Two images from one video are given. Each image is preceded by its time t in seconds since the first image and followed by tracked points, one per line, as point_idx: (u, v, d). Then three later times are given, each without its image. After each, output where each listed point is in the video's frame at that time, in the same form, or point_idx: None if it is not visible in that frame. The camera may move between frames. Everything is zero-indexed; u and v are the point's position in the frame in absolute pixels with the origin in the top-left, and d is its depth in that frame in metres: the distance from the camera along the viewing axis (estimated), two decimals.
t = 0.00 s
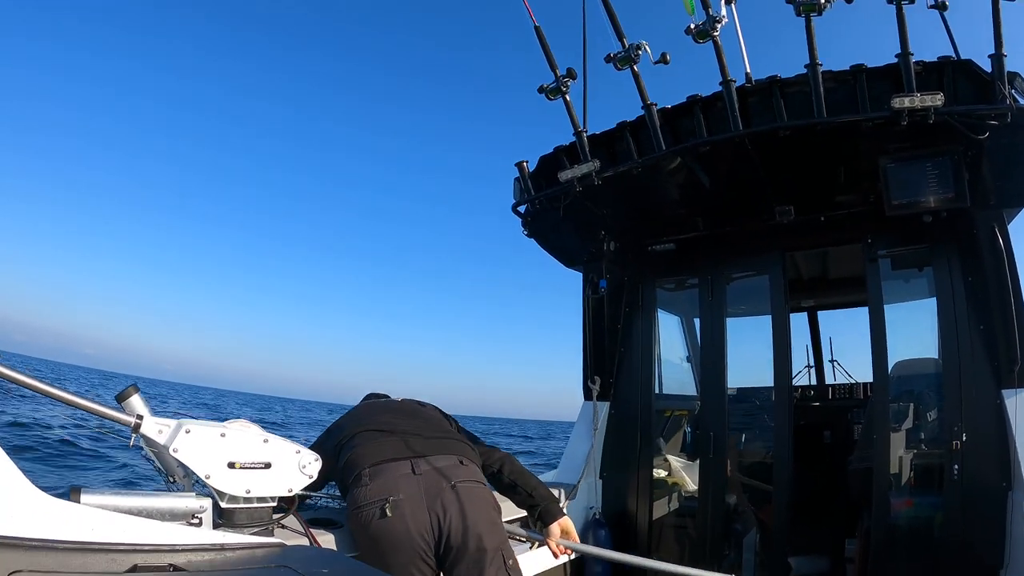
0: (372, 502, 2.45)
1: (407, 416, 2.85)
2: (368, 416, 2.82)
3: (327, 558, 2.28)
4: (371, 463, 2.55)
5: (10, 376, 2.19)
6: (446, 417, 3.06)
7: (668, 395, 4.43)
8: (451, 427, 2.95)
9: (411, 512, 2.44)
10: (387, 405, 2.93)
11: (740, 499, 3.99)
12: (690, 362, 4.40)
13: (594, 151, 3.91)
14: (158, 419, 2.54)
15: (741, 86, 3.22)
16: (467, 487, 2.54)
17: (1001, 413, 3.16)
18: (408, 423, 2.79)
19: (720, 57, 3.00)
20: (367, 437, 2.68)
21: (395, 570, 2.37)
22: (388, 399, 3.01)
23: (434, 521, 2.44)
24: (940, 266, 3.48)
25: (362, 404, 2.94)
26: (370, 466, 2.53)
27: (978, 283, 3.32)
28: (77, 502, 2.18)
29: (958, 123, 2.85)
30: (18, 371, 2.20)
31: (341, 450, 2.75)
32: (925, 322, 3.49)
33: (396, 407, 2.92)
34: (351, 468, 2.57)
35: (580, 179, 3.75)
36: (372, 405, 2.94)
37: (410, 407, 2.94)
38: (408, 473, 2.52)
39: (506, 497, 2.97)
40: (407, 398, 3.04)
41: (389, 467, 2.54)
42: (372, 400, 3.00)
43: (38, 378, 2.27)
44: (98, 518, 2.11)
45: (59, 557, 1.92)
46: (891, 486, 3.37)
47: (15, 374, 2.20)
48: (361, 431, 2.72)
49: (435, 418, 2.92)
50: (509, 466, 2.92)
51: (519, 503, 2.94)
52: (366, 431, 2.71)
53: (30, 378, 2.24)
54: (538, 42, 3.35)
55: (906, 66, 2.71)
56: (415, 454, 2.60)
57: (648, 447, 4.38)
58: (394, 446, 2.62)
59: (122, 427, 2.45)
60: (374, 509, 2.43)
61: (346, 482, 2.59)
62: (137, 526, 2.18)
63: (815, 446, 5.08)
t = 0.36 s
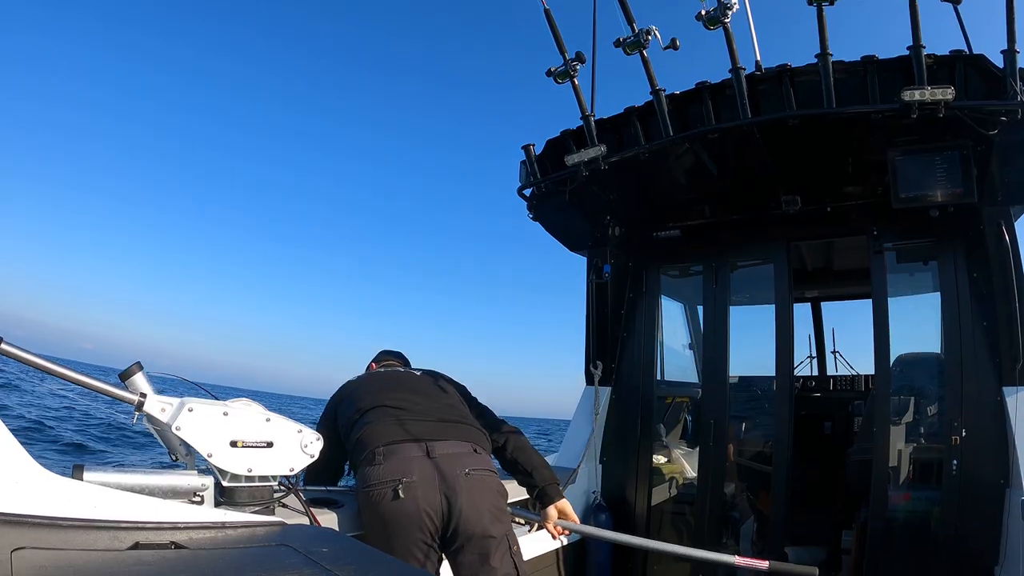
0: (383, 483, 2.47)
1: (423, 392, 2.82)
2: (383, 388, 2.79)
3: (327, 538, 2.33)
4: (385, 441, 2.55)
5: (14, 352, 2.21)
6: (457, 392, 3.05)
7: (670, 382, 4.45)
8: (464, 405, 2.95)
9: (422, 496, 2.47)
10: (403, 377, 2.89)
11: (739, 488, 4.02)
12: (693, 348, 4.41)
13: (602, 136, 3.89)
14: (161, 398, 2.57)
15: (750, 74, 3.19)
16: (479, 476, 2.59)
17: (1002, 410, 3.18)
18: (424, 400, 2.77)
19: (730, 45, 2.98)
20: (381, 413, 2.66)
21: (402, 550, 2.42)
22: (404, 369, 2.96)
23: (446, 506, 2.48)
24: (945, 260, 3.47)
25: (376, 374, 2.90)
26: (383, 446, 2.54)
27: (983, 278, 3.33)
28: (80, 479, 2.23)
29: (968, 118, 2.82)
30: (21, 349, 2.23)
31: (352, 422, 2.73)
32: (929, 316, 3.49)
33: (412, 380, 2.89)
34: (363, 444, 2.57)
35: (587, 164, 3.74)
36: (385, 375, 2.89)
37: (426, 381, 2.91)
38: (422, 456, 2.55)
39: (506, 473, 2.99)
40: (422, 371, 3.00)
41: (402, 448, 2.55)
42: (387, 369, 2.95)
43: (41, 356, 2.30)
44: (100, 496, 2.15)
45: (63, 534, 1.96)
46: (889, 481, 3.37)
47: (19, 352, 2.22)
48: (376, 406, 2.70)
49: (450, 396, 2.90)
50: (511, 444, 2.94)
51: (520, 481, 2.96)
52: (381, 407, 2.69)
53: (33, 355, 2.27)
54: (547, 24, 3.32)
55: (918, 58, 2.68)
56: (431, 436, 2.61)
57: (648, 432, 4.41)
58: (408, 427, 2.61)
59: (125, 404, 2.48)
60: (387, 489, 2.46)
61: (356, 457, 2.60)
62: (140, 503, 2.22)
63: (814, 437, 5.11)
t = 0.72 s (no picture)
0: (382, 490, 2.49)
1: (434, 388, 2.72)
2: (392, 385, 2.71)
3: (331, 544, 2.32)
4: (387, 448, 2.55)
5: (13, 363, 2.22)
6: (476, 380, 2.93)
7: (670, 379, 4.45)
8: (478, 398, 2.83)
9: (420, 505, 2.45)
10: (415, 369, 2.79)
11: (742, 482, 4.03)
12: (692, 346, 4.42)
13: (596, 135, 3.89)
14: (162, 407, 2.58)
15: (744, 70, 3.19)
16: (482, 485, 2.53)
17: (1003, 399, 3.18)
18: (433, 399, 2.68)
19: (722, 41, 2.98)
20: (385, 417, 2.64)
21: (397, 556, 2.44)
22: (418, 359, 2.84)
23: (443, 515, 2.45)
24: (942, 252, 3.48)
25: (387, 366, 2.81)
26: (384, 453, 2.54)
27: (981, 268, 3.34)
28: (82, 490, 2.22)
29: (961, 109, 2.82)
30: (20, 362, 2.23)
31: (360, 420, 2.73)
32: (927, 308, 3.49)
33: (423, 372, 2.78)
34: (367, 448, 2.59)
35: (582, 164, 3.74)
36: (397, 367, 2.80)
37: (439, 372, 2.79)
38: (424, 464, 2.51)
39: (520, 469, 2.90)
40: (439, 359, 2.88)
41: (402, 455, 2.53)
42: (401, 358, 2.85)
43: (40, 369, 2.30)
44: (103, 507, 2.14)
45: (67, 546, 1.95)
46: (892, 472, 3.38)
47: (18, 365, 2.23)
48: (382, 408, 2.67)
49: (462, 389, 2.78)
50: (533, 444, 2.83)
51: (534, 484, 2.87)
52: (386, 410, 2.65)
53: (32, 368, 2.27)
54: (539, 25, 3.33)
55: (911, 50, 2.68)
56: (434, 443, 2.57)
57: (649, 430, 4.42)
58: (410, 433, 2.58)
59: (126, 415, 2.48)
60: (387, 495, 2.47)
61: (361, 459, 2.63)
62: (143, 514, 2.21)
63: (816, 430, 5.12)
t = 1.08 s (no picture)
0: (384, 517, 2.44)
1: (443, 406, 2.56)
2: (401, 399, 2.60)
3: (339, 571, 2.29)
4: (390, 473, 2.49)
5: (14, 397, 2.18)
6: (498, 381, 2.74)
7: (673, 394, 4.42)
8: (493, 414, 2.65)
9: (420, 536, 2.39)
10: (426, 381, 2.62)
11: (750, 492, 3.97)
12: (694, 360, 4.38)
13: (589, 152, 3.91)
14: (164, 440, 2.54)
15: (733, 80, 3.22)
16: (485, 516, 2.42)
17: (1009, 395, 3.14)
18: (440, 419, 2.54)
19: (710, 53, 3.01)
20: (390, 437, 2.56)
21: None
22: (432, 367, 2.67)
23: (443, 546, 2.38)
24: (939, 252, 3.47)
25: (400, 375, 2.66)
26: (387, 478, 2.49)
27: (979, 265, 3.33)
28: (87, 525, 2.17)
29: (950, 108, 2.85)
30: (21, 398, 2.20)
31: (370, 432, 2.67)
32: (927, 308, 3.49)
33: (435, 385, 2.61)
34: (373, 470, 2.54)
35: (577, 181, 3.75)
36: (408, 377, 2.65)
37: (452, 385, 2.61)
38: (427, 492, 2.43)
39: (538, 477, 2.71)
40: (455, 367, 2.68)
41: (405, 482, 2.46)
42: (415, 364, 2.69)
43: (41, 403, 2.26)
44: (108, 541, 2.10)
45: None
46: (902, 473, 3.34)
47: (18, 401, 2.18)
48: (388, 427, 2.57)
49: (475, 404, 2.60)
50: (554, 457, 2.62)
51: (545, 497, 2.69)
52: (391, 429, 2.56)
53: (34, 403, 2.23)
54: (528, 46, 3.36)
55: (897, 53, 2.71)
56: (439, 469, 2.46)
57: (655, 446, 4.36)
58: (414, 458, 2.49)
59: (128, 448, 2.45)
60: (389, 521, 2.43)
61: (369, 480, 2.59)
62: (150, 547, 2.16)
63: (823, 436, 5.09)
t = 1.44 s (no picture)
0: (382, 540, 2.24)
1: (456, 425, 2.30)
2: (412, 414, 2.37)
3: None
4: (393, 494, 2.27)
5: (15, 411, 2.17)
6: (527, 390, 2.42)
7: (675, 406, 4.39)
8: (512, 434, 2.36)
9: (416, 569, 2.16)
10: (442, 393, 2.36)
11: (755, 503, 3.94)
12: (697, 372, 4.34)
13: (590, 165, 3.93)
14: (167, 454, 2.53)
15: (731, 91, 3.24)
16: (489, 552, 2.19)
17: (1012, 401, 3.11)
18: (449, 440, 2.28)
19: (709, 64, 3.03)
20: (397, 453, 2.35)
21: None
22: (452, 378, 2.39)
23: None
24: (941, 259, 3.47)
25: (415, 385, 2.42)
26: (389, 499, 2.27)
27: (980, 271, 3.32)
28: (88, 540, 2.15)
29: (948, 115, 2.86)
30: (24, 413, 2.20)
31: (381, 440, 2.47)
32: (930, 317, 3.47)
33: (450, 399, 2.35)
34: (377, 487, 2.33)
35: (578, 195, 3.77)
36: (422, 389, 2.40)
37: (470, 401, 2.34)
38: (428, 520, 2.20)
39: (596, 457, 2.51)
40: (478, 378, 2.38)
41: (406, 506, 2.24)
42: (434, 372, 2.42)
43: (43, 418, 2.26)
44: (110, 555, 2.08)
45: None
46: (906, 482, 3.33)
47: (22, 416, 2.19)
48: (396, 442, 2.37)
49: (493, 424, 2.32)
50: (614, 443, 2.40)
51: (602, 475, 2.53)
52: (398, 445, 2.35)
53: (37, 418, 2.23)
54: (528, 61, 3.40)
55: (894, 61, 2.72)
56: (443, 495, 2.22)
57: (659, 458, 4.33)
58: (418, 480, 2.26)
59: (130, 463, 2.43)
60: (381, 549, 2.22)
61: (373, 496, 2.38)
62: (152, 562, 2.15)
63: (826, 446, 5.08)
